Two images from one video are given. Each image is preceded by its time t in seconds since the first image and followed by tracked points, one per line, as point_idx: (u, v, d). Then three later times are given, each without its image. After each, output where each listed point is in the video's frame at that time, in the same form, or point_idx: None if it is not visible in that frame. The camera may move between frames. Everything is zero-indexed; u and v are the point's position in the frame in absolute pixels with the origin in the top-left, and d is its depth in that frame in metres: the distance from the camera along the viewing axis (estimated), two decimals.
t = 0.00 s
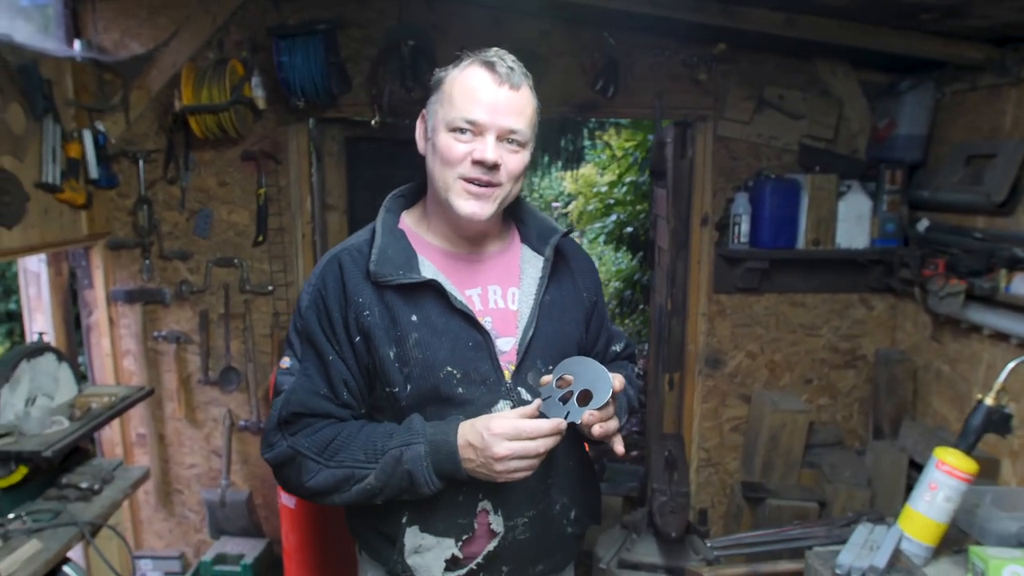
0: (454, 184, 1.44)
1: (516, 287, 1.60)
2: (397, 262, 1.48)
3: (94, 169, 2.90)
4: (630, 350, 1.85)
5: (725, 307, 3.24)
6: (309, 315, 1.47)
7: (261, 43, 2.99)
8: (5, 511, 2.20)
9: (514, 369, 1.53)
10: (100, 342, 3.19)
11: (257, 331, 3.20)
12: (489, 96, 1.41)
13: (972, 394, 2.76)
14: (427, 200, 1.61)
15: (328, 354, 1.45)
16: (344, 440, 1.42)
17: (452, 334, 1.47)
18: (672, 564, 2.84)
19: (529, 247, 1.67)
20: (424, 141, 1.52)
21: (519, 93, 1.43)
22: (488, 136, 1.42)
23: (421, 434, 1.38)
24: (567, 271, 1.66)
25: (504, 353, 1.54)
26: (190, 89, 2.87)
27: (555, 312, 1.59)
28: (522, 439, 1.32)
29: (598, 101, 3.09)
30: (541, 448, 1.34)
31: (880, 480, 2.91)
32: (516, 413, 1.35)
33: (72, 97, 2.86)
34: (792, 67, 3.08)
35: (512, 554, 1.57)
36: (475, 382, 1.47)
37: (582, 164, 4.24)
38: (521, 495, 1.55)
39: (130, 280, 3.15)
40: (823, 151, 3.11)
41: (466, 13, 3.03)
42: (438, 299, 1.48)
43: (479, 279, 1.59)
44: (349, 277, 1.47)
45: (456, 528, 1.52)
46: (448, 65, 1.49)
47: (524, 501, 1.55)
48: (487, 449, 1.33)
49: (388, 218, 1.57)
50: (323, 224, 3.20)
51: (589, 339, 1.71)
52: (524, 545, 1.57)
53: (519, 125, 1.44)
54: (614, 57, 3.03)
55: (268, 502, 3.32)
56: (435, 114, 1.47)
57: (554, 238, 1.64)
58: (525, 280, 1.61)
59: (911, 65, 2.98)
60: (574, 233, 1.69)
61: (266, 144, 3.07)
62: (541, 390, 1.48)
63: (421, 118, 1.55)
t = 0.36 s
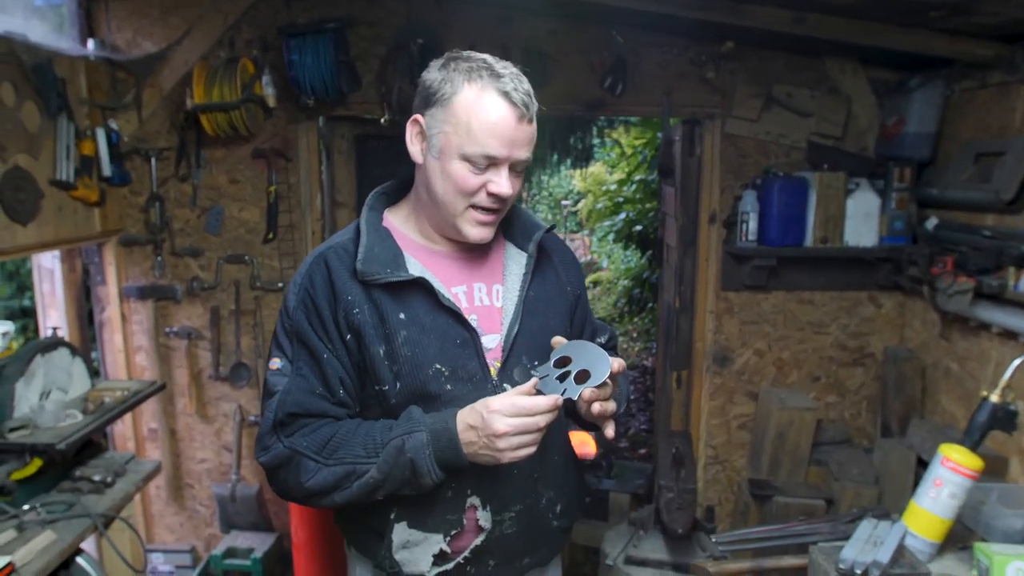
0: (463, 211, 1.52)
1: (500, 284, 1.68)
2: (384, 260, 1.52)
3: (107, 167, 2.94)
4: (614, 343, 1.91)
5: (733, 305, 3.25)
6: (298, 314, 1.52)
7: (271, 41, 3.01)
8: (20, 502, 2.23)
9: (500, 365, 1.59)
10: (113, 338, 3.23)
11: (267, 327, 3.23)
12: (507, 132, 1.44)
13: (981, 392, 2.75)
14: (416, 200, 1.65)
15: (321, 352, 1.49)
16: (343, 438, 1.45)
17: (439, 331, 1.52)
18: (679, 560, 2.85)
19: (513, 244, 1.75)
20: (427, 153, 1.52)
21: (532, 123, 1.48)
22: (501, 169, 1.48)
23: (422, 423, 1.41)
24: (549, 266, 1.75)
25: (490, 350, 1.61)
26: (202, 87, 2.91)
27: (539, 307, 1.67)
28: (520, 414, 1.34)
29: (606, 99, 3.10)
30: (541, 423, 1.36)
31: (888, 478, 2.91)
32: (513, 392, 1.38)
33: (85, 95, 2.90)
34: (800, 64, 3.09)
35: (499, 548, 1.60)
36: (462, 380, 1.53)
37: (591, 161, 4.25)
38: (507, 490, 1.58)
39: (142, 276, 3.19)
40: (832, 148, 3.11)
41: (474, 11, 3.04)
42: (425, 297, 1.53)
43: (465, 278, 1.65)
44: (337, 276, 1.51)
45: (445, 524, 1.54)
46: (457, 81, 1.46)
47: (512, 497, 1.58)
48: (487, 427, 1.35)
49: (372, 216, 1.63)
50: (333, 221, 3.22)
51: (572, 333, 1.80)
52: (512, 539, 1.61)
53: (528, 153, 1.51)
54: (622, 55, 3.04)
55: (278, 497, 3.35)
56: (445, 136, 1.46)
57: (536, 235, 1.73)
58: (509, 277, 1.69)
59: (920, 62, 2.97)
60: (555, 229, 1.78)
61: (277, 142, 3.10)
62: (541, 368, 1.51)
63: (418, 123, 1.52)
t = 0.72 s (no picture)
0: (460, 210, 1.51)
1: (494, 282, 1.68)
2: (378, 256, 1.50)
3: (113, 163, 2.94)
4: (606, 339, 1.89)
5: (739, 303, 3.24)
6: (288, 310, 1.49)
7: (278, 37, 3.00)
8: (28, 499, 2.23)
9: (496, 363, 1.58)
10: (119, 335, 3.23)
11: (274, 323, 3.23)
12: (503, 129, 1.44)
13: (989, 391, 2.75)
14: (409, 198, 1.63)
15: (313, 349, 1.46)
16: (336, 438, 1.43)
17: (433, 329, 1.51)
18: (685, 558, 2.84)
19: (506, 240, 1.75)
20: (422, 152, 1.51)
21: (529, 120, 1.48)
22: (498, 166, 1.48)
23: (420, 426, 1.41)
24: (543, 263, 1.75)
25: (485, 348, 1.60)
26: (210, 83, 2.92)
27: (533, 304, 1.67)
28: (525, 424, 1.35)
29: (613, 96, 3.10)
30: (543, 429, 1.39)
31: (894, 476, 2.90)
32: (512, 398, 1.38)
33: (91, 91, 2.90)
34: (808, 62, 3.08)
35: (498, 546, 1.60)
36: (457, 378, 1.52)
37: (596, 159, 4.24)
38: (505, 488, 1.58)
39: (149, 272, 3.18)
40: (839, 146, 3.10)
41: (482, 7, 3.03)
42: (419, 294, 1.52)
43: (458, 275, 1.64)
44: (329, 272, 1.48)
45: (440, 522, 1.54)
46: (453, 78, 1.45)
47: (510, 494, 1.59)
48: (492, 438, 1.36)
49: (364, 211, 1.60)
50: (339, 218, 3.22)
51: (565, 330, 1.80)
52: (511, 537, 1.61)
53: (524, 150, 1.51)
54: (630, 51, 3.03)
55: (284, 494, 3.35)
56: (442, 134, 1.46)
57: (530, 231, 1.73)
58: (503, 274, 1.68)
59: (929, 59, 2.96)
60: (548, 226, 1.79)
61: (283, 138, 3.09)
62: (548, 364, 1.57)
63: (414, 122, 1.51)
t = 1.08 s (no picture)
0: (482, 212, 1.44)
1: (518, 284, 1.61)
2: (401, 261, 1.44)
3: (125, 161, 2.89)
4: (627, 341, 1.86)
5: (756, 303, 3.22)
6: (309, 319, 1.43)
7: (292, 34, 2.96)
8: (43, 503, 2.19)
9: (523, 367, 1.52)
10: (130, 334, 3.20)
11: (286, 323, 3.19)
12: (529, 127, 1.36)
13: (1009, 392, 2.74)
14: (429, 199, 1.55)
15: (337, 359, 1.40)
16: (363, 451, 1.39)
17: (459, 335, 1.45)
18: (703, 561, 2.81)
19: (528, 241, 1.68)
20: (442, 152, 1.43)
21: (554, 119, 1.40)
22: (522, 166, 1.40)
23: (452, 441, 1.37)
24: (566, 263, 1.69)
25: (511, 352, 1.54)
26: (223, 81, 2.87)
27: (559, 306, 1.61)
28: (563, 440, 1.35)
29: (630, 94, 3.07)
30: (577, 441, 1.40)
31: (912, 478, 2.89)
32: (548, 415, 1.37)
33: (103, 88, 2.86)
34: (826, 61, 3.06)
35: (528, 555, 1.57)
36: (484, 384, 1.46)
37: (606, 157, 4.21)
38: (537, 496, 1.56)
39: (159, 272, 3.15)
40: (857, 146, 3.08)
41: (498, 4, 3.00)
42: (442, 297, 1.46)
43: (482, 278, 1.58)
44: (350, 279, 1.43)
45: (470, 532, 1.51)
46: (475, 75, 1.37)
47: (542, 502, 1.56)
48: (532, 456, 1.34)
49: (383, 215, 1.54)
50: (352, 217, 3.18)
51: (589, 332, 1.74)
52: (541, 546, 1.58)
53: (549, 150, 1.43)
54: (647, 50, 3.00)
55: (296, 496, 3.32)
56: (464, 133, 1.38)
57: (553, 231, 1.67)
58: (527, 275, 1.62)
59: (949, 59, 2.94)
60: (571, 225, 1.73)
61: (296, 136, 3.05)
62: (576, 377, 1.57)
63: (433, 121, 1.43)
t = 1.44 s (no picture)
0: (509, 215, 1.35)
1: (546, 284, 1.54)
2: (429, 261, 1.36)
3: (121, 158, 2.78)
4: (654, 341, 1.79)
5: (762, 305, 3.22)
6: (334, 324, 1.35)
7: (296, 29, 2.89)
8: (41, 517, 2.10)
9: (555, 371, 1.45)
10: (124, 337, 3.09)
11: (287, 325, 3.11)
12: (557, 125, 1.30)
13: (1013, 394, 2.77)
14: (452, 202, 1.47)
15: (364, 365, 1.31)
16: (396, 464, 1.29)
17: (490, 338, 1.37)
18: (712, 563, 2.81)
19: (555, 238, 1.61)
20: (466, 153, 1.36)
21: (582, 119, 1.33)
22: (551, 166, 1.33)
23: (495, 460, 1.28)
24: (594, 262, 1.62)
25: (543, 354, 1.46)
26: (225, 77, 2.77)
27: (589, 306, 1.53)
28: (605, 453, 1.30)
29: (639, 95, 3.04)
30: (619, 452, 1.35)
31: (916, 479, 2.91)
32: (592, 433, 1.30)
33: (99, 82, 2.77)
34: (834, 64, 3.06)
35: (562, 565, 1.50)
36: (517, 388, 1.38)
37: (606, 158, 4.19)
38: (572, 505, 1.47)
39: (155, 272, 3.05)
40: (863, 148, 3.11)
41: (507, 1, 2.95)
42: (472, 299, 1.38)
43: (510, 278, 1.50)
44: (376, 280, 1.34)
45: (505, 542, 1.42)
46: (501, 73, 1.30)
47: (577, 509, 1.48)
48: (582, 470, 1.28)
49: (408, 214, 1.46)
50: (355, 218, 3.10)
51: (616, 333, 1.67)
52: (575, 555, 1.50)
53: (577, 150, 1.36)
54: (657, 50, 2.98)
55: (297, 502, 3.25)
56: (489, 133, 1.31)
57: (581, 228, 1.61)
58: (556, 275, 1.55)
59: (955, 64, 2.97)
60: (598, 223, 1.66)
61: (299, 134, 2.98)
62: (609, 390, 1.51)
63: (456, 122, 1.36)
